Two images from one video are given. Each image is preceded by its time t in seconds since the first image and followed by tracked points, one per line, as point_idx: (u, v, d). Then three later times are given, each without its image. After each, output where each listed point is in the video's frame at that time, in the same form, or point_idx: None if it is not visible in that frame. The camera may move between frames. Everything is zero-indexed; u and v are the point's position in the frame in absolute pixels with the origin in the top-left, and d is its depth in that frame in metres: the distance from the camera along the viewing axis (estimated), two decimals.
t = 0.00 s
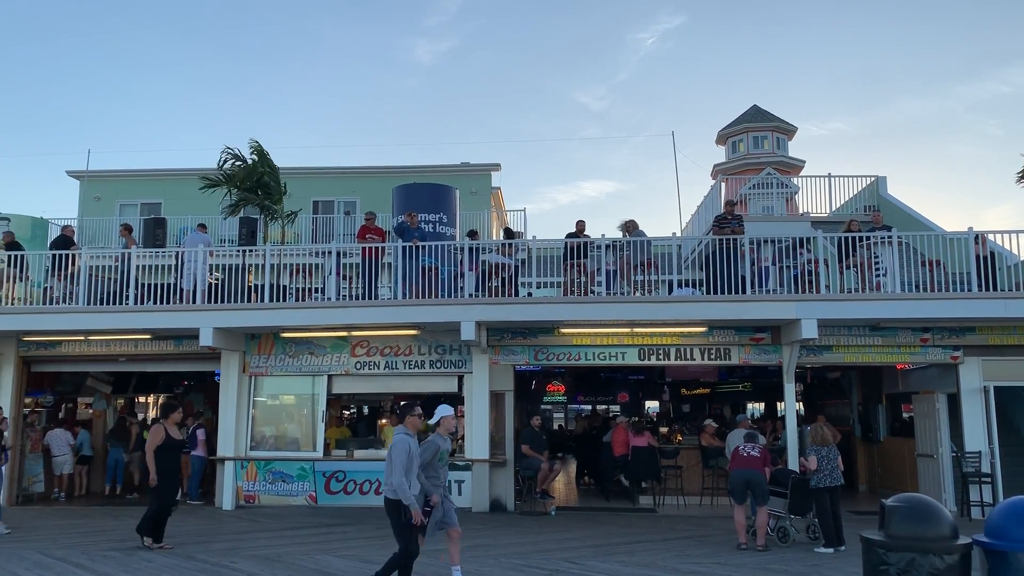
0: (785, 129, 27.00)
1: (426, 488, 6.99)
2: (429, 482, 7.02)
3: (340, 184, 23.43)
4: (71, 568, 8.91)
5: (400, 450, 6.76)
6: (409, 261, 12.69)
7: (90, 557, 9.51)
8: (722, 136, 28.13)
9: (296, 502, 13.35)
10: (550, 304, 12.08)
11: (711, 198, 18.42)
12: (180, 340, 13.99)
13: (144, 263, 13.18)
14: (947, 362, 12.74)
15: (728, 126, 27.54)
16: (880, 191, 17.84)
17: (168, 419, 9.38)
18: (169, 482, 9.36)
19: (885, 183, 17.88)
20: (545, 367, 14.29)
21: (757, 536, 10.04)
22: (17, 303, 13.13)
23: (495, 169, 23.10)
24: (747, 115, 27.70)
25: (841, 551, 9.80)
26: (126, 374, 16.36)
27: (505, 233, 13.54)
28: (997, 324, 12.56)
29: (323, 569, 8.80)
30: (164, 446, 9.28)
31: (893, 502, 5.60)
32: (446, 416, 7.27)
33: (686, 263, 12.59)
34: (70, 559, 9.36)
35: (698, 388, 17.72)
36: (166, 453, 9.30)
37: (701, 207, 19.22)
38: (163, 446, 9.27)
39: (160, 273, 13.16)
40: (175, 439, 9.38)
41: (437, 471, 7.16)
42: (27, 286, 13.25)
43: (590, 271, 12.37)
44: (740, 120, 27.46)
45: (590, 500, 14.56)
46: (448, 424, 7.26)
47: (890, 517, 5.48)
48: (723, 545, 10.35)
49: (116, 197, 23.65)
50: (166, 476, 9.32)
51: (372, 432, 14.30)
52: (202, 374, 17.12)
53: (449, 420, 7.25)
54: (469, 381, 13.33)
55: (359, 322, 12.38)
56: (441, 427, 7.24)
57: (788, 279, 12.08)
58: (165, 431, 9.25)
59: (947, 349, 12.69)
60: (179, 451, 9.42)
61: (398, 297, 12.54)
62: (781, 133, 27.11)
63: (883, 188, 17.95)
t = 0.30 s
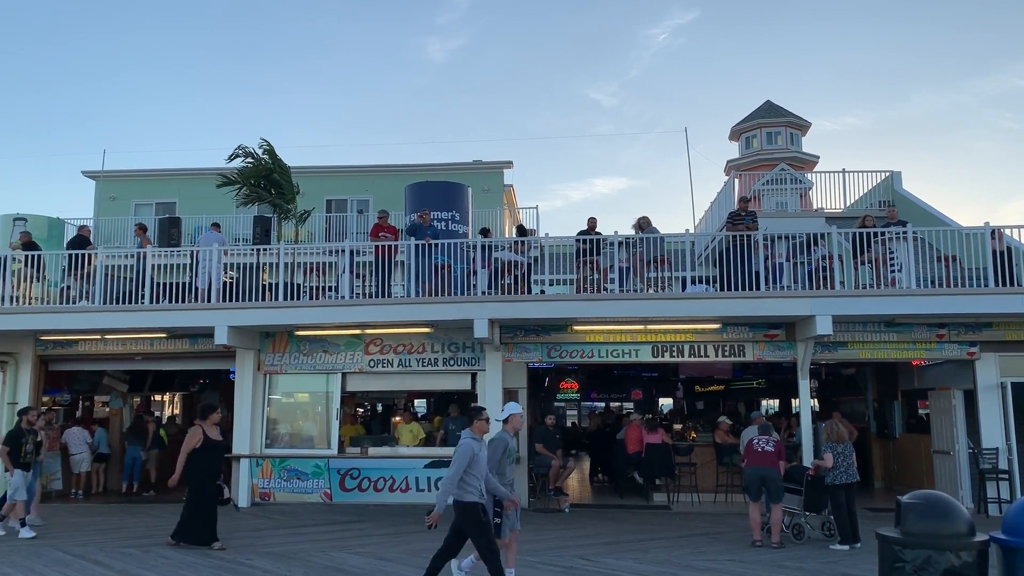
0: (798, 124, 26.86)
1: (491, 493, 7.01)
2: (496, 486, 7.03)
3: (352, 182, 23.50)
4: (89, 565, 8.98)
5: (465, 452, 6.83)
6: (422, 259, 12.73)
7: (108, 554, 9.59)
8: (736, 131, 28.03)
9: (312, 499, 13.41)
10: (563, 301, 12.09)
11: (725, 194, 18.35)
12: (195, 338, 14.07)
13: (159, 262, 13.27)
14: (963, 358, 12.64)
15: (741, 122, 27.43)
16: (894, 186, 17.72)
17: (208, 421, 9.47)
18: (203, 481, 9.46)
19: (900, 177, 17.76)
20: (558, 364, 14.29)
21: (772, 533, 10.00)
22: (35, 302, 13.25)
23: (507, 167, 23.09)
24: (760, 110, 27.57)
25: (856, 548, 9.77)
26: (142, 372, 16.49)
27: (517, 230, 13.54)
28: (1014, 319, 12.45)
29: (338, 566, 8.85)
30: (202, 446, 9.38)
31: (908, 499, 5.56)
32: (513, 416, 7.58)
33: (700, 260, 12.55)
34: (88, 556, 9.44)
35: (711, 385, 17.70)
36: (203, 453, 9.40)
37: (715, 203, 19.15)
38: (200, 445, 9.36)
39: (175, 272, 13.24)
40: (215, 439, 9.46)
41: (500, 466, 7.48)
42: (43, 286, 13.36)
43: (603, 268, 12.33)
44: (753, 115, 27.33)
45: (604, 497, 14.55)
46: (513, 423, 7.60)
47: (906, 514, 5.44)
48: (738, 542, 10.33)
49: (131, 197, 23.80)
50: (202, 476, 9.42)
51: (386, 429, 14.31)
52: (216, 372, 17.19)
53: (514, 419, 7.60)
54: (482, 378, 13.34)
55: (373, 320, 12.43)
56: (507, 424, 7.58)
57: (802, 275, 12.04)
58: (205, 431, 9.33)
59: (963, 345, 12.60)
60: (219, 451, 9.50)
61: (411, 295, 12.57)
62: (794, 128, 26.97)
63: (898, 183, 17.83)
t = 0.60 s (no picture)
0: (815, 119, 26.67)
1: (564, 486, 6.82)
2: (569, 479, 6.85)
3: (367, 180, 23.56)
4: (109, 561, 9.06)
5: (539, 442, 6.66)
6: (437, 257, 12.76)
7: (127, 550, 9.66)
8: (752, 127, 27.89)
9: (328, 496, 13.48)
10: (578, 299, 12.10)
11: (741, 190, 18.21)
12: (212, 336, 14.15)
13: (176, 260, 13.36)
14: (983, 354, 12.53)
15: (756, 118, 27.29)
16: (912, 181, 17.57)
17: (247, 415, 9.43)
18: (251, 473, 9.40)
19: (918, 172, 17.61)
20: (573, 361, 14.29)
21: (789, 530, 9.94)
22: (53, 301, 13.38)
23: (522, 164, 23.09)
24: (776, 105, 27.41)
25: (875, 546, 9.70)
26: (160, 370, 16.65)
27: (532, 227, 13.51)
28: None
29: (355, 563, 8.88)
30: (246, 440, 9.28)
31: (927, 496, 5.51)
32: (573, 412, 6.95)
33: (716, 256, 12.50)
34: (108, 553, 9.52)
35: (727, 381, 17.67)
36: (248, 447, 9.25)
37: (732, 199, 18.99)
38: (244, 440, 9.22)
39: (191, 270, 13.32)
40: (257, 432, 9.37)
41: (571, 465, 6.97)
42: (62, 285, 13.51)
43: (618, 265, 12.36)
44: (768, 110, 27.17)
45: (619, 494, 14.53)
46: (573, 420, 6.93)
47: (925, 511, 5.38)
48: (754, 540, 10.29)
49: (148, 196, 23.98)
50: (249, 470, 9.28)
51: (402, 427, 14.25)
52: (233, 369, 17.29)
53: (574, 416, 6.93)
54: (497, 375, 13.33)
55: (389, 317, 12.47)
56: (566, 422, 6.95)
57: (819, 271, 11.97)
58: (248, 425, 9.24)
59: (982, 341, 12.49)
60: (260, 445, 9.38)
61: (426, 292, 12.59)
62: (811, 124, 26.79)
63: (916, 178, 17.67)
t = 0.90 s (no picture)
0: (835, 115, 26.46)
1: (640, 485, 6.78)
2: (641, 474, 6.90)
3: (385, 178, 23.64)
4: (132, 557, 9.17)
5: (620, 447, 6.65)
6: (454, 255, 12.79)
7: (149, 547, 9.76)
8: (772, 123, 27.72)
9: (347, 493, 13.54)
10: (596, 296, 12.06)
11: (760, 187, 18.12)
12: (232, 334, 14.27)
13: (196, 259, 13.48)
14: (1006, 352, 12.39)
15: (775, 113, 27.13)
16: (933, 177, 17.40)
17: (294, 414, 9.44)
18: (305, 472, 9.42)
19: (939, 168, 17.43)
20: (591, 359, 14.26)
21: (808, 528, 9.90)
22: (76, 300, 13.55)
23: (539, 161, 23.07)
24: (797, 100, 27.22)
25: (896, 544, 9.64)
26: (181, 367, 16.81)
27: (550, 225, 13.49)
28: None
29: (374, 559, 8.92)
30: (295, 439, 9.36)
31: (950, 494, 5.29)
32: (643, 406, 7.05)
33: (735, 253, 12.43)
34: (130, 549, 9.62)
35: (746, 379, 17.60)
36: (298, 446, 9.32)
37: (750, 196, 18.93)
38: (294, 438, 9.29)
39: (211, 269, 13.42)
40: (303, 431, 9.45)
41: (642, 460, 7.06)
42: (84, 283, 13.67)
43: (636, 262, 12.36)
44: (788, 106, 26.99)
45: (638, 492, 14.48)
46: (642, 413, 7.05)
47: (947, 509, 5.17)
48: (774, 538, 10.24)
49: (169, 195, 24.19)
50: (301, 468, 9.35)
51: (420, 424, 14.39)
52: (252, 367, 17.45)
53: (643, 409, 7.05)
54: (515, 373, 13.37)
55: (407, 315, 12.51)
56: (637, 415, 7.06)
57: (839, 268, 11.86)
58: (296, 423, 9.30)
59: (1005, 338, 12.35)
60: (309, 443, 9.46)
61: (444, 290, 12.62)
62: (831, 119, 26.58)
63: (937, 173, 17.49)
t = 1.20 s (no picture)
0: (857, 112, 26.21)
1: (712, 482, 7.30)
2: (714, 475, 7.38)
3: (404, 177, 23.72)
4: (156, 553, 9.26)
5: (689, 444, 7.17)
6: (473, 254, 12.81)
7: (172, 543, 9.85)
8: (793, 120, 27.53)
9: (367, 491, 13.61)
10: (616, 295, 12.03)
11: (780, 184, 18.03)
12: (254, 332, 14.38)
13: (218, 258, 13.59)
14: None
15: (796, 111, 26.92)
16: (957, 174, 17.21)
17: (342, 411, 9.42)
18: (342, 475, 9.30)
19: (964, 165, 17.23)
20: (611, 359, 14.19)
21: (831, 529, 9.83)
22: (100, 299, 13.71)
23: (558, 160, 23.04)
24: (818, 97, 27.00)
25: (920, 545, 9.55)
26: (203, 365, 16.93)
27: (569, 224, 13.48)
28: None
29: (394, 558, 8.95)
30: (339, 435, 9.32)
31: (974, 494, 5.21)
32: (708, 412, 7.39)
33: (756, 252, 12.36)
34: (154, 545, 9.71)
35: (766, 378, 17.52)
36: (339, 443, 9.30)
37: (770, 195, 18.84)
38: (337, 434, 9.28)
39: (233, 268, 13.53)
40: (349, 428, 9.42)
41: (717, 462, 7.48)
42: (108, 283, 13.83)
43: (656, 260, 12.31)
44: (809, 103, 26.77)
45: (657, 491, 14.43)
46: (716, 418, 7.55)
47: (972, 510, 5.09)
48: (796, 539, 10.17)
49: (191, 195, 24.41)
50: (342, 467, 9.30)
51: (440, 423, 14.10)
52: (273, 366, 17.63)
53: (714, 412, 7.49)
54: (534, 372, 13.37)
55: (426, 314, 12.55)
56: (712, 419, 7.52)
57: (862, 266, 11.76)
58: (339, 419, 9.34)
59: None
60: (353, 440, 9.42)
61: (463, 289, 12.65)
62: (852, 116, 26.34)
63: (962, 171, 17.29)
